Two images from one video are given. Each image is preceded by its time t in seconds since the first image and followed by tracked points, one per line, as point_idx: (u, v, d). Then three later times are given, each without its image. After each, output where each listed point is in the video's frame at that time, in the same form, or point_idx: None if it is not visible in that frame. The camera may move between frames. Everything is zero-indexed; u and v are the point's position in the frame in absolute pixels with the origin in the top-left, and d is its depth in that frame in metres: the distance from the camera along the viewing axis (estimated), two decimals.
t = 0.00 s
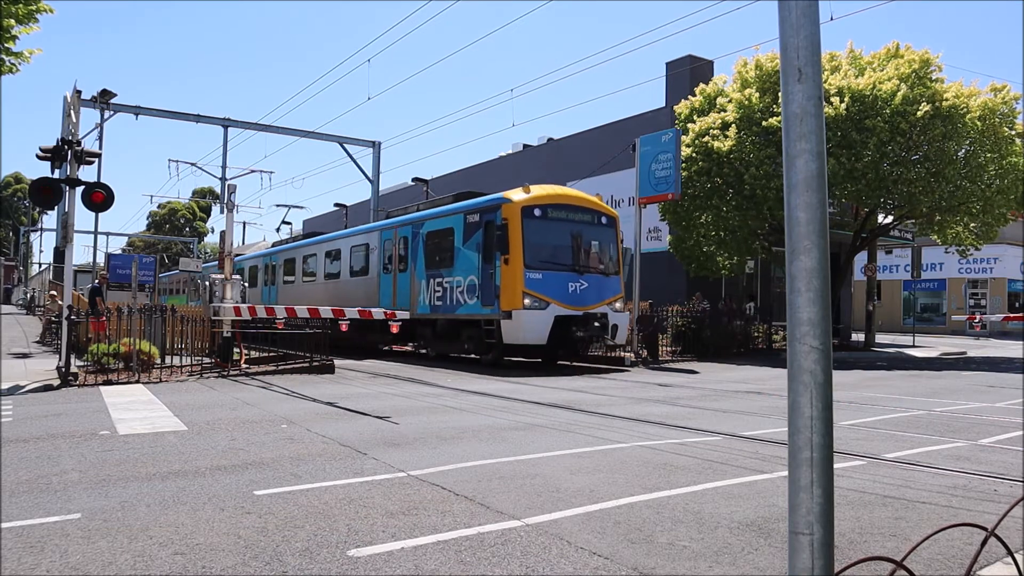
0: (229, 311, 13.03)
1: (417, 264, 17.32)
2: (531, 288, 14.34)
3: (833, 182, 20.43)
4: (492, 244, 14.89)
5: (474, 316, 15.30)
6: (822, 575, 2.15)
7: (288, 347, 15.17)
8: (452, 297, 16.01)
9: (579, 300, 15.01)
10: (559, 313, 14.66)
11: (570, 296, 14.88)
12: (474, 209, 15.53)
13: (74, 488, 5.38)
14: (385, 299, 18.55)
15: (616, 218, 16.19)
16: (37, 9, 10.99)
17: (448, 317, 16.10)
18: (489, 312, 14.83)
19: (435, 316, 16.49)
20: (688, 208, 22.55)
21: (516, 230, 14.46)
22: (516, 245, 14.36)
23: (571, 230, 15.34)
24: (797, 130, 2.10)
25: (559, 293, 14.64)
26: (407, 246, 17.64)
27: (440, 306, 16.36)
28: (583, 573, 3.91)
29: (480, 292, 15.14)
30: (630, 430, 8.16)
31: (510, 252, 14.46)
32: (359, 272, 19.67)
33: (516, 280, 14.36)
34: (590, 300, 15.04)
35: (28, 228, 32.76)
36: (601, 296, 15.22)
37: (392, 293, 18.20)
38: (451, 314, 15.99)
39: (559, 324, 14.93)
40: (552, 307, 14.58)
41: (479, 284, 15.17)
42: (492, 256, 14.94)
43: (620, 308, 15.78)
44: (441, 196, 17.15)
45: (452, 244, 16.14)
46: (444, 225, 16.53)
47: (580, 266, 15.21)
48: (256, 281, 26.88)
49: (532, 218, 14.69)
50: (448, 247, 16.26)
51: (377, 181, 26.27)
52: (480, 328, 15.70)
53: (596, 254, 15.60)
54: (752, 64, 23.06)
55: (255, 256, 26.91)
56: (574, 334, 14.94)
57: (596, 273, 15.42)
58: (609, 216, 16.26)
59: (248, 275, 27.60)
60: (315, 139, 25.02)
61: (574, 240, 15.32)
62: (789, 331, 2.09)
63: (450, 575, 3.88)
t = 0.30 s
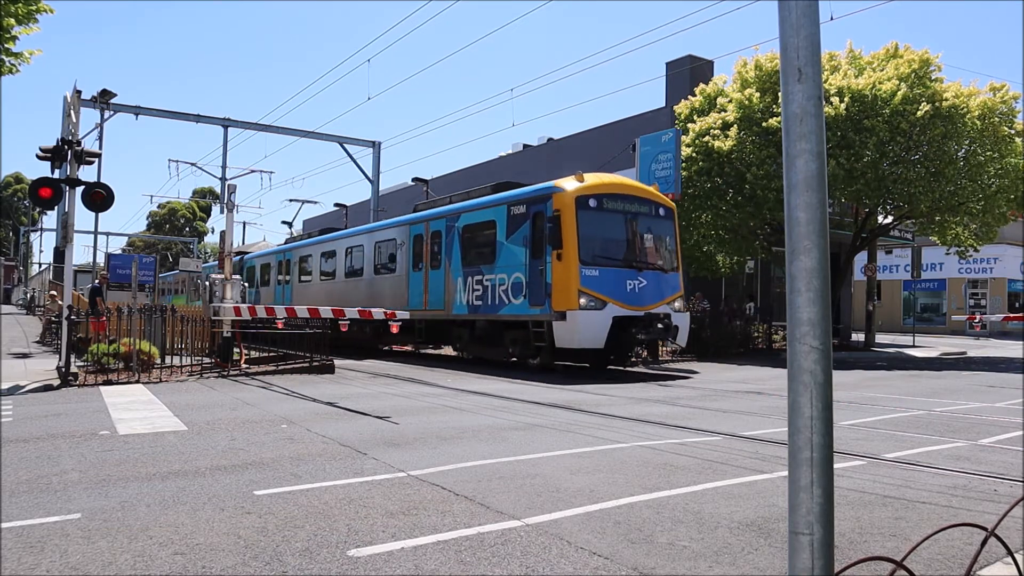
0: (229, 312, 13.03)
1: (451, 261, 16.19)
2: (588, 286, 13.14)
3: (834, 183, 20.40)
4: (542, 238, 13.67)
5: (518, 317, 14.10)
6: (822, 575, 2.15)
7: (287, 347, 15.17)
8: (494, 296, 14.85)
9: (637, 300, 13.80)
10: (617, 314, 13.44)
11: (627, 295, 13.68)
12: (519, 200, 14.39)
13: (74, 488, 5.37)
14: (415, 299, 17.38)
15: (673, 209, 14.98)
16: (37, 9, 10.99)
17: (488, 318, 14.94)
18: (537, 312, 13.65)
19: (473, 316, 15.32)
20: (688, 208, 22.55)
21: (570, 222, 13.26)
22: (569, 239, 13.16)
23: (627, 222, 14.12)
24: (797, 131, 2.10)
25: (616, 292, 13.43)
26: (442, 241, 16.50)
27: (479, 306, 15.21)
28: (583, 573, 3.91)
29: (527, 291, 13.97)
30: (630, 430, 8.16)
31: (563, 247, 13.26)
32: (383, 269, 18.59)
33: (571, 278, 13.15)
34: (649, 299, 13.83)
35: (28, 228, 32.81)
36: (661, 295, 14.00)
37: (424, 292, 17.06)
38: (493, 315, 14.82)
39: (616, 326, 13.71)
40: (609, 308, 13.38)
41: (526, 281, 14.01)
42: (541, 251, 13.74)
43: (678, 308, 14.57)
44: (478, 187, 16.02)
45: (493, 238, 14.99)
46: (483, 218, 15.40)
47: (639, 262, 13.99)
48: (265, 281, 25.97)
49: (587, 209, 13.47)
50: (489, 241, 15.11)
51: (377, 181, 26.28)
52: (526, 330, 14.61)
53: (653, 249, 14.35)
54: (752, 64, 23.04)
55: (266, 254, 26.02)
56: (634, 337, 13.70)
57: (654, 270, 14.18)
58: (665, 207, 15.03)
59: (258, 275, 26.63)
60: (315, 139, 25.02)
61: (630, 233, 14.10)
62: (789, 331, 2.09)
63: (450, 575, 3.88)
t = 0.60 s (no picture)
0: (229, 312, 13.03)
1: (490, 256, 15.09)
2: (651, 285, 12.03)
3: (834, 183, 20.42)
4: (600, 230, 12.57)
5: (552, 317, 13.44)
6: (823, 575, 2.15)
7: (287, 347, 15.18)
8: (541, 295, 13.76)
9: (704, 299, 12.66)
10: (683, 314, 12.29)
11: (693, 294, 12.56)
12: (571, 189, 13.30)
13: (74, 488, 5.38)
14: (447, 298, 16.26)
15: (737, 200, 13.86)
16: (37, 8, 10.98)
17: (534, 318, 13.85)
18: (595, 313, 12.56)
19: (518, 317, 14.22)
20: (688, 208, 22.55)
21: (632, 212, 12.19)
22: (630, 232, 12.09)
23: (689, 215, 13.00)
24: (797, 131, 2.10)
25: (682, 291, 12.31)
26: (478, 236, 15.39)
27: (524, 305, 14.13)
28: (583, 573, 3.91)
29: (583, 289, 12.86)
30: (630, 430, 8.16)
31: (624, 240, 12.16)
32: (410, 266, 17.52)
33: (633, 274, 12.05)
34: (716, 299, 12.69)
35: (28, 227, 32.81)
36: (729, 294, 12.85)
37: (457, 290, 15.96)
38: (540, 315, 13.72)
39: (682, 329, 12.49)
40: (674, 307, 12.24)
41: (580, 278, 12.92)
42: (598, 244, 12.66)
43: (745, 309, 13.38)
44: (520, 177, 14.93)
45: (541, 232, 13.87)
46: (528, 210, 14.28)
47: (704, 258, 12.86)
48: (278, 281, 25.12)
49: (649, 198, 12.40)
50: (535, 235, 14.02)
51: (377, 181, 26.28)
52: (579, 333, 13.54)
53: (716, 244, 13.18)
54: (752, 64, 23.02)
55: (279, 253, 25.12)
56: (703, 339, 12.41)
57: (718, 267, 13.04)
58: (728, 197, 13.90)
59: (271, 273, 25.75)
60: (315, 139, 25.02)
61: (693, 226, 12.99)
62: (789, 331, 2.09)
63: (450, 575, 3.88)
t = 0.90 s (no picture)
0: (229, 312, 13.03)
1: (546, 250, 13.92)
2: (746, 281, 10.81)
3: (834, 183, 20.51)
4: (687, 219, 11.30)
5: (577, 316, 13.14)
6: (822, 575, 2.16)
7: (287, 347, 15.18)
8: (610, 293, 12.59)
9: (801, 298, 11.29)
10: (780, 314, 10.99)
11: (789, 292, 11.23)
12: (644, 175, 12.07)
13: (74, 488, 5.37)
14: (495, 296, 15.08)
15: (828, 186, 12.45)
16: (37, 8, 10.98)
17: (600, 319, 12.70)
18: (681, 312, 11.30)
19: (581, 318, 13.05)
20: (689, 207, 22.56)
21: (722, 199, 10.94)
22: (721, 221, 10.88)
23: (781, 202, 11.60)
24: (797, 131, 2.10)
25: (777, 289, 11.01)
26: (532, 229, 14.20)
27: (589, 305, 12.95)
28: (583, 573, 3.91)
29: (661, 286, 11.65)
30: (630, 430, 8.16)
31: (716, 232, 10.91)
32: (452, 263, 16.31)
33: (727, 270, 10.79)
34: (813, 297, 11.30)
35: (28, 228, 32.85)
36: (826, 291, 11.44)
37: (507, 288, 14.78)
38: (608, 316, 12.55)
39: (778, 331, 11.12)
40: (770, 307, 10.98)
41: (659, 275, 11.70)
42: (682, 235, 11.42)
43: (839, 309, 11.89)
44: (580, 163, 13.69)
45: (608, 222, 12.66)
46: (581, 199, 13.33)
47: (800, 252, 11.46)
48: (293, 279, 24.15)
49: (741, 182, 11.12)
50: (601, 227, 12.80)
51: (377, 181, 26.28)
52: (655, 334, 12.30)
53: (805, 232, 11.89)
54: (752, 64, 22.99)
55: (297, 249, 24.05)
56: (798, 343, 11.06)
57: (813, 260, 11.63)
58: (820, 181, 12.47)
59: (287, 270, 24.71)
60: (315, 139, 25.00)
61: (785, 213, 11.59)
62: (789, 331, 2.09)
63: (450, 575, 3.88)
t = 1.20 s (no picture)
0: (228, 312, 13.04)
1: (610, 243, 12.75)
2: (857, 276, 9.54)
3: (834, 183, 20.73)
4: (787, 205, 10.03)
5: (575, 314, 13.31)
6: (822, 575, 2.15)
7: (287, 347, 15.18)
8: (690, 291, 11.38)
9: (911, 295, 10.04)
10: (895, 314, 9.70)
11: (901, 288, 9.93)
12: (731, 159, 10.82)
13: (74, 488, 5.38)
14: (550, 295, 13.86)
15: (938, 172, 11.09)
16: (37, 8, 10.97)
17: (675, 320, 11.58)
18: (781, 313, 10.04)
19: (656, 318, 11.84)
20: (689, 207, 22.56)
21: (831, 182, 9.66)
22: (832, 208, 9.55)
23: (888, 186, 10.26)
24: (797, 131, 2.10)
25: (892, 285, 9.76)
26: (595, 221, 13.01)
27: (665, 304, 11.74)
28: (583, 573, 3.91)
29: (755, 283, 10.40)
30: (630, 430, 8.16)
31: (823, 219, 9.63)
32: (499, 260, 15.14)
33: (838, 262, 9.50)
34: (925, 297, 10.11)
35: (28, 227, 32.90)
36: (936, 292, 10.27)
37: (563, 285, 13.62)
38: (686, 316, 11.41)
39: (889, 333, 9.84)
40: (885, 305, 9.69)
41: (751, 269, 10.44)
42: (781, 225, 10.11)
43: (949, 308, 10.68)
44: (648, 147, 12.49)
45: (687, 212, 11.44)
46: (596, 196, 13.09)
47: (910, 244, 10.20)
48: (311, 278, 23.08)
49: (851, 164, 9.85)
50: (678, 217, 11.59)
51: (377, 181, 26.27)
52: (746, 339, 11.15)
53: (902, 222, 10.26)
54: (751, 64, 22.94)
55: (317, 245, 22.92)
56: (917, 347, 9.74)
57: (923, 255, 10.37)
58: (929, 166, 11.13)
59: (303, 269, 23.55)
60: (315, 139, 24.99)
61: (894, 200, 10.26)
62: (789, 331, 2.09)
63: (450, 575, 3.88)
